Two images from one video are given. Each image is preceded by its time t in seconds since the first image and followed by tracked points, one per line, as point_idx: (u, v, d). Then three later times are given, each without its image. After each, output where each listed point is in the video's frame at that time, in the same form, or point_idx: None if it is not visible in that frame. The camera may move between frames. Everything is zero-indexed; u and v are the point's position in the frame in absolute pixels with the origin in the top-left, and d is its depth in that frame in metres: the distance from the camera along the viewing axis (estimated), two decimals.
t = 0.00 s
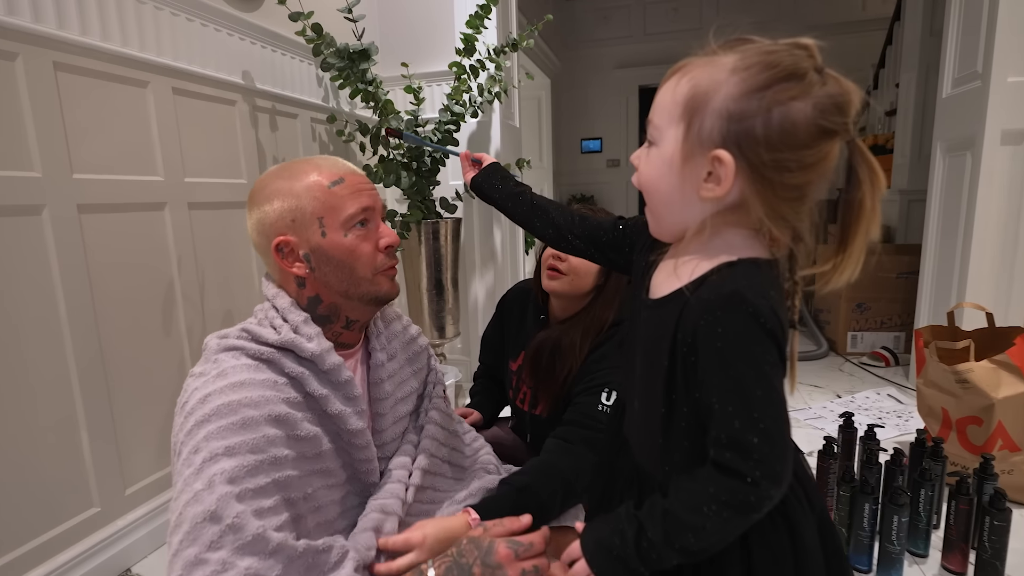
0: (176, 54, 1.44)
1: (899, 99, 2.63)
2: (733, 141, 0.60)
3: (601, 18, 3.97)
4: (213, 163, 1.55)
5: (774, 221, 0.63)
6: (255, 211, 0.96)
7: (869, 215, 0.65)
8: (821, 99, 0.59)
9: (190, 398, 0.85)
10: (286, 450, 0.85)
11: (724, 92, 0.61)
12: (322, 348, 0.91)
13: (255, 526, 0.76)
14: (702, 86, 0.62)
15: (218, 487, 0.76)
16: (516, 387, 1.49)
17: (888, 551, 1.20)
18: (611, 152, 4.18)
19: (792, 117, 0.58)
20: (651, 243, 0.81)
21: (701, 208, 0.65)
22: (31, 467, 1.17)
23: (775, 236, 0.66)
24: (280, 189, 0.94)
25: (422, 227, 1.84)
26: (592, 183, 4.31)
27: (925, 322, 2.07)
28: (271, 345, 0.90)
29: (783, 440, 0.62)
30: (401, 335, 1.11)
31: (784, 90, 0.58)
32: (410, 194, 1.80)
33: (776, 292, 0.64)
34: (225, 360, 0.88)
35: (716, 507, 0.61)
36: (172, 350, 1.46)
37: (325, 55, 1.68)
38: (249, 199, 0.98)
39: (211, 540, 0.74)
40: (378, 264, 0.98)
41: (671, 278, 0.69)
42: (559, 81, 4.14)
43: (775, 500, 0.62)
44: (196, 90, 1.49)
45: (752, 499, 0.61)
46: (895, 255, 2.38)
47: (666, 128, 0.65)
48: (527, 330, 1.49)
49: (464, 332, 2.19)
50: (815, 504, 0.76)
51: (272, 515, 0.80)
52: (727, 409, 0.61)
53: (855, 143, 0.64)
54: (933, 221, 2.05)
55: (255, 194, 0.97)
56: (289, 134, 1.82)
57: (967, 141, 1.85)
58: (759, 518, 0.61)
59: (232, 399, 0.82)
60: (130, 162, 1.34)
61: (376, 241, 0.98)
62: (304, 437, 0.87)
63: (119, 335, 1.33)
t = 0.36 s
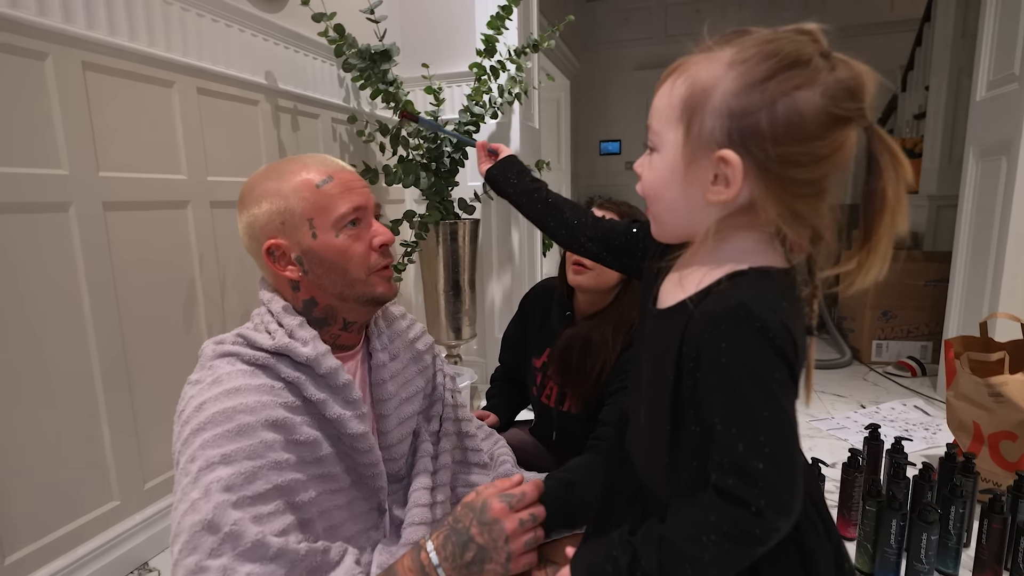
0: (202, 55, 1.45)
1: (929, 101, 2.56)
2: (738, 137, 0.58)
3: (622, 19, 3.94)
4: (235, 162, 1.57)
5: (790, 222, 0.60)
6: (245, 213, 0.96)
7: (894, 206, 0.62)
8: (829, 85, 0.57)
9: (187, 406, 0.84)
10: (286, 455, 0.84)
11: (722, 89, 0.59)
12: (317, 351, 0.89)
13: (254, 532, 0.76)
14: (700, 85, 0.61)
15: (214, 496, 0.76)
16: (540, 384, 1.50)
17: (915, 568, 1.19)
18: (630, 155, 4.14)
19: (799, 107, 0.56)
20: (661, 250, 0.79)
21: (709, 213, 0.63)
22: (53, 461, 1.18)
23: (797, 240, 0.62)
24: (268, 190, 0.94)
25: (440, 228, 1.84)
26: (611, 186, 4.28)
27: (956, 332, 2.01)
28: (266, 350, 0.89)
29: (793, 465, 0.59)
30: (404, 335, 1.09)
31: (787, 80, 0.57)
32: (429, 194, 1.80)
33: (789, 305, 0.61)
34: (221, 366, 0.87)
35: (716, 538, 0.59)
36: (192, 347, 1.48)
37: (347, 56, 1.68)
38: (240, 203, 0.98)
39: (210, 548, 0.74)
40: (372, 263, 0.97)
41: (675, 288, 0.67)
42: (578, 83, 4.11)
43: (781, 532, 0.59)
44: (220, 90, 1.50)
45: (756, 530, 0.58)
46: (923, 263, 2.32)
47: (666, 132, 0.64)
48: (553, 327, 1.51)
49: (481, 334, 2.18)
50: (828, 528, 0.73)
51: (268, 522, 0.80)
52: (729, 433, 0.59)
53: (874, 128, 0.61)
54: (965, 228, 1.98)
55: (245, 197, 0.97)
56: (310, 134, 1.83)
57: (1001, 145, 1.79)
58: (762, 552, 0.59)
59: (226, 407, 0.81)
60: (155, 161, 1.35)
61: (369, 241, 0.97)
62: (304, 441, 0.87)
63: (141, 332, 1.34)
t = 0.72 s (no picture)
0: (240, 58, 1.48)
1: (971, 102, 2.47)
2: (783, 131, 0.58)
3: (650, 20, 3.91)
4: (271, 163, 1.59)
5: (856, 207, 0.59)
6: (288, 213, 0.97)
7: (959, 165, 0.60)
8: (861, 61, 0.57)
9: (232, 401, 0.85)
10: (326, 450, 0.85)
11: (753, 93, 0.60)
12: (356, 349, 0.90)
13: (299, 525, 0.77)
14: (729, 98, 0.61)
15: (260, 488, 0.76)
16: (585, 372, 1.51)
17: None
18: (657, 156, 4.10)
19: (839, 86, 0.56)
20: (722, 260, 0.78)
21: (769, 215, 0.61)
22: (97, 453, 1.21)
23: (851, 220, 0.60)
24: (311, 191, 0.95)
25: (469, 229, 1.84)
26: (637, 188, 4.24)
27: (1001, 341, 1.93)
28: (307, 348, 0.90)
29: (866, 486, 0.57)
30: (437, 335, 1.09)
31: (815, 66, 0.57)
32: (458, 196, 1.80)
33: (858, 310, 0.59)
34: (263, 362, 0.88)
35: (786, 562, 0.58)
36: (229, 344, 1.50)
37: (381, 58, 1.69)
38: (285, 201, 0.99)
39: (257, 539, 0.75)
40: (409, 264, 0.97)
41: (742, 298, 0.66)
42: (605, 84, 4.08)
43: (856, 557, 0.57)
44: (258, 92, 1.52)
45: (829, 553, 0.57)
46: (965, 268, 2.24)
47: (705, 149, 0.64)
48: (597, 316, 1.55)
49: (508, 336, 2.18)
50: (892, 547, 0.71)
51: (312, 514, 0.80)
52: (799, 451, 0.57)
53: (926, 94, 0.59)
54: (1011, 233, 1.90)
55: (288, 197, 0.98)
56: (343, 137, 1.85)
57: None
58: None
59: (269, 401, 0.82)
60: (195, 162, 1.38)
61: (406, 242, 0.97)
62: (343, 437, 0.87)
63: (181, 329, 1.37)
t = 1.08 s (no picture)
0: (245, 55, 1.48)
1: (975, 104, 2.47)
2: (795, 122, 0.58)
3: (653, 21, 3.90)
4: (274, 161, 1.59)
5: (870, 196, 0.59)
6: (298, 206, 0.98)
7: (960, 159, 0.60)
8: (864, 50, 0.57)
9: (238, 395, 0.86)
10: (333, 445, 0.84)
11: (762, 88, 0.60)
12: (362, 345, 0.90)
13: (307, 518, 0.76)
14: (738, 94, 0.62)
15: (268, 482, 0.76)
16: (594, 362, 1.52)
17: None
18: (659, 158, 4.10)
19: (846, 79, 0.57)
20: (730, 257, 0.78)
21: (781, 209, 0.61)
22: (99, 449, 1.21)
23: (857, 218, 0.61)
24: (320, 185, 0.95)
25: (472, 228, 1.83)
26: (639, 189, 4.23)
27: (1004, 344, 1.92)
28: (314, 342, 0.90)
29: (872, 486, 0.59)
30: (442, 332, 1.10)
31: (824, 58, 0.58)
32: (461, 195, 1.80)
33: (871, 314, 0.60)
34: (271, 357, 0.88)
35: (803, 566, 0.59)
36: (231, 341, 1.50)
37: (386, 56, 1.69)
38: (297, 193, 1.00)
39: (264, 533, 0.74)
40: (415, 261, 0.96)
41: (760, 293, 0.65)
42: (608, 85, 4.08)
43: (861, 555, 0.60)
44: (262, 90, 1.52)
45: (841, 554, 0.58)
46: (968, 271, 2.24)
47: (715, 143, 0.64)
48: (607, 309, 1.56)
49: (510, 336, 2.17)
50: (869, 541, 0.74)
51: (319, 508, 0.80)
52: (811, 450, 0.58)
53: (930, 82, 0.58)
54: (1015, 236, 1.88)
55: (299, 191, 0.99)
56: (346, 135, 1.85)
57: None
58: None
59: (277, 396, 0.82)
60: (199, 159, 1.38)
61: (412, 238, 0.97)
62: (349, 432, 0.87)
63: (183, 326, 1.37)
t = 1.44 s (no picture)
0: (238, 52, 1.47)
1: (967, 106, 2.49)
2: (778, 130, 0.59)
3: (648, 22, 3.91)
4: (268, 159, 1.59)
5: (858, 192, 0.60)
6: (296, 201, 0.99)
7: (941, 135, 0.61)
8: (840, 51, 0.57)
9: (230, 392, 0.86)
10: (325, 441, 0.84)
11: (741, 100, 0.61)
12: (355, 341, 0.90)
13: (297, 514, 0.76)
14: (718, 110, 0.63)
15: (258, 478, 0.76)
16: (592, 356, 1.52)
17: None
18: (654, 158, 4.11)
19: (821, 78, 0.57)
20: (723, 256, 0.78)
21: (777, 214, 0.62)
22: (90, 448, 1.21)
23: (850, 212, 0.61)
24: (316, 182, 0.96)
25: (466, 228, 1.83)
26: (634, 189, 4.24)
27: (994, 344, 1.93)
28: (306, 339, 0.90)
29: (852, 479, 0.59)
30: (435, 331, 1.10)
31: (796, 63, 0.58)
32: (456, 195, 1.79)
33: (854, 312, 0.61)
34: (262, 354, 0.88)
35: (786, 560, 0.60)
36: (224, 340, 1.50)
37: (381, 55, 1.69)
38: (294, 189, 1.01)
39: (255, 529, 0.74)
40: (407, 260, 0.96)
41: (746, 291, 0.67)
42: (603, 85, 4.08)
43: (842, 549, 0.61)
44: (256, 88, 1.52)
45: (823, 548, 0.59)
46: (959, 272, 2.26)
47: (704, 158, 0.64)
48: (604, 304, 1.57)
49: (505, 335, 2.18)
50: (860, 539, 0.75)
51: (310, 505, 0.80)
52: (789, 441, 0.60)
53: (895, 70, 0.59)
54: (1005, 238, 1.90)
55: (297, 187, 1.00)
56: (341, 133, 1.84)
57: None
58: (829, 573, 0.60)
59: (267, 392, 0.82)
60: (192, 157, 1.37)
61: (406, 236, 0.96)
62: (341, 429, 0.87)
63: (175, 325, 1.37)
